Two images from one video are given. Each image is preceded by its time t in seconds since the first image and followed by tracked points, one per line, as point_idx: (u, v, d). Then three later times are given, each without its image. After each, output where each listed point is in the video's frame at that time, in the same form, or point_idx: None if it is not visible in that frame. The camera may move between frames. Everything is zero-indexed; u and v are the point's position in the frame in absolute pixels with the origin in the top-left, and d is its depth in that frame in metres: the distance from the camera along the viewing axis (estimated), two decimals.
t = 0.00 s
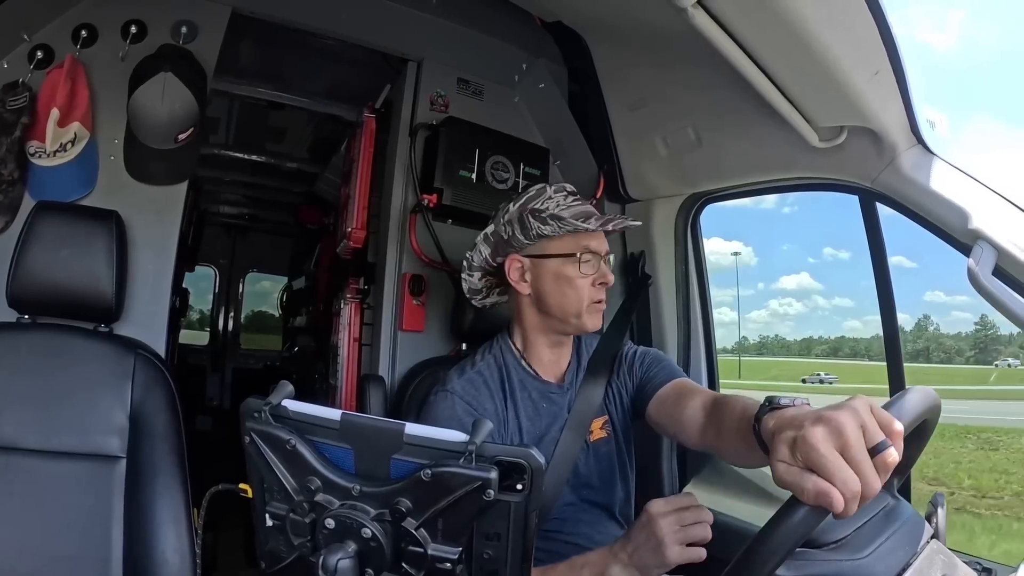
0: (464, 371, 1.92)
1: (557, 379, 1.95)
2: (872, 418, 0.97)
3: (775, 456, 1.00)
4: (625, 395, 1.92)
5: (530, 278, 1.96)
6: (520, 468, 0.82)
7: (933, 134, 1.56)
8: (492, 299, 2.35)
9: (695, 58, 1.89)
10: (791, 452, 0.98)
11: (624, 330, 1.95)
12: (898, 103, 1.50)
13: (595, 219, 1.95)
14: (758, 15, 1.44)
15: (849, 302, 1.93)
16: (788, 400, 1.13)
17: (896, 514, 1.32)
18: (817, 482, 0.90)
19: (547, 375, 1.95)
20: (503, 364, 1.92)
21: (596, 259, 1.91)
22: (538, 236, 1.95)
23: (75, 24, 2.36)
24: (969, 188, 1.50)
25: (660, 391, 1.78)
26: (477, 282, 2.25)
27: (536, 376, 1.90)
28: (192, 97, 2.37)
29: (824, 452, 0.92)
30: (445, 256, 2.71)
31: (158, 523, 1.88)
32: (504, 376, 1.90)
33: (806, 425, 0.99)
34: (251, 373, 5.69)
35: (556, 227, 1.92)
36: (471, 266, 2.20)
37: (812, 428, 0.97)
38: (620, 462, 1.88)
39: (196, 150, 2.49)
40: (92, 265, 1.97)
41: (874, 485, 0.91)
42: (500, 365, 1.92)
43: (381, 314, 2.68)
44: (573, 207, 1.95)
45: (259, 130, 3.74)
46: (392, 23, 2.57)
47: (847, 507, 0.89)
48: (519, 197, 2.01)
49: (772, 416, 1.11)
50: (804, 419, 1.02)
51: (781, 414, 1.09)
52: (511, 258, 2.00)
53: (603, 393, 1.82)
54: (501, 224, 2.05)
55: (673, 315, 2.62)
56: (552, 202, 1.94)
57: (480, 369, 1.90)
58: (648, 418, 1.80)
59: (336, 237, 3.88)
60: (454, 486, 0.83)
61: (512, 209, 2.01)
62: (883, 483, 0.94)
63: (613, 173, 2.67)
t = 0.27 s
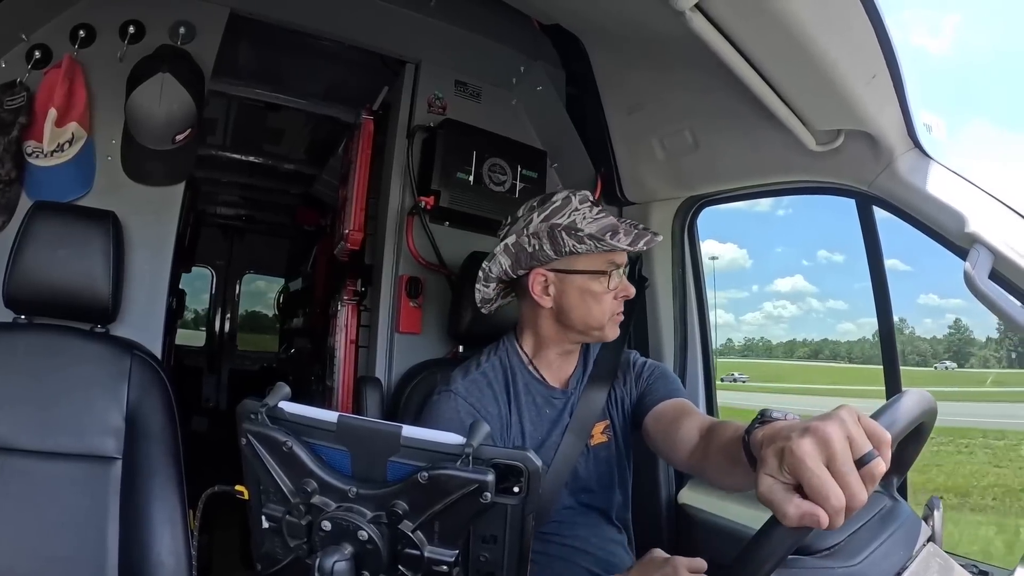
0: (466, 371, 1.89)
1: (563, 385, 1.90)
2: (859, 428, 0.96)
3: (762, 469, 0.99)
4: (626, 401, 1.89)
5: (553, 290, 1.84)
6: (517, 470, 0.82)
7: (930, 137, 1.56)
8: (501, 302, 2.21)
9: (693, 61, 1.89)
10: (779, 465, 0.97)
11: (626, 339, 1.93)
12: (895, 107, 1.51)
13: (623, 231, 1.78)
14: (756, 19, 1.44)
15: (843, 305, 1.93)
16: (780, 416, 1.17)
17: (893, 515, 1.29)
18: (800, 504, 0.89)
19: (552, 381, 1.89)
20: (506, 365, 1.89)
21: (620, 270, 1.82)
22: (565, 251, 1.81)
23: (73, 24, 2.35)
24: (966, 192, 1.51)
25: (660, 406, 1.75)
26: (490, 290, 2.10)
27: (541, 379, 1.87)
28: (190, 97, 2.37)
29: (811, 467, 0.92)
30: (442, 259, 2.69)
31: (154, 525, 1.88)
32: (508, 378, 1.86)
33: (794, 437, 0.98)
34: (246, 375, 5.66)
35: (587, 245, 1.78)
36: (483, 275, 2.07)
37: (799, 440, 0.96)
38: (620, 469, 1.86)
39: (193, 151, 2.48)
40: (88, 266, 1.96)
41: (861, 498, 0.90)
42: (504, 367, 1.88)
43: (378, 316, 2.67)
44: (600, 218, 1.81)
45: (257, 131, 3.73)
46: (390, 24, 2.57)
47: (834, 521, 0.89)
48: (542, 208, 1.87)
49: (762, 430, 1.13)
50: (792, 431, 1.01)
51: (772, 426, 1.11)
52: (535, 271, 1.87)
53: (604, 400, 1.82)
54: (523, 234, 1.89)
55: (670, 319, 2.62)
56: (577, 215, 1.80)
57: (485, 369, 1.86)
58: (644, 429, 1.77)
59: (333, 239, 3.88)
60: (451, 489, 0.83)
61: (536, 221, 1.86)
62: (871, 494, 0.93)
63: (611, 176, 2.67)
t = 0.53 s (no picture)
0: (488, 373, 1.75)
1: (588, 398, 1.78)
2: (848, 437, 0.95)
3: (755, 479, 1.02)
4: (646, 418, 1.77)
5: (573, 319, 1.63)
6: (515, 473, 0.83)
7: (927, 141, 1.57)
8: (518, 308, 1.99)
9: (692, 64, 1.89)
10: (770, 475, 0.99)
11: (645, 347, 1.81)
12: (893, 111, 1.51)
13: (647, 257, 1.54)
14: (755, 22, 1.44)
15: (836, 308, 1.96)
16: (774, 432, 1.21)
17: (892, 517, 1.22)
18: (786, 513, 0.90)
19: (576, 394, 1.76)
20: (527, 370, 1.75)
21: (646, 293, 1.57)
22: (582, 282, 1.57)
23: (72, 24, 2.35)
24: (963, 195, 1.51)
25: (677, 431, 1.65)
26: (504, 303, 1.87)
27: (562, 390, 1.73)
28: (189, 98, 2.37)
29: (795, 477, 0.92)
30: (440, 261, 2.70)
31: (150, 526, 1.87)
32: (529, 384, 1.73)
33: (782, 446, 0.98)
34: (246, 376, 5.64)
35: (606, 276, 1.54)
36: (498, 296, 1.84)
37: (787, 449, 0.96)
38: (635, 487, 1.75)
39: (192, 152, 2.48)
40: (86, 266, 1.96)
41: (850, 506, 0.90)
42: (525, 373, 1.75)
43: (376, 318, 2.67)
44: (620, 241, 1.56)
45: (256, 132, 3.73)
46: (389, 26, 2.57)
47: (823, 529, 0.89)
48: (552, 232, 1.60)
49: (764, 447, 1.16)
50: (783, 439, 1.01)
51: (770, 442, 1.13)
52: (551, 299, 1.65)
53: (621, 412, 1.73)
54: (533, 261, 1.63)
55: (669, 322, 2.63)
56: (592, 240, 1.55)
57: (506, 374, 1.73)
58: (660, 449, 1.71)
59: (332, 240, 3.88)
60: (449, 491, 0.83)
61: (546, 248, 1.60)
62: (863, 502, 0.92)
63: (609, 178, 2.67)
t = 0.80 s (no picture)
0: (494, 381, 1.71)
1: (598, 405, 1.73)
2: (845, 438, 0.95)
3: (754, 481, 1.03)
4: (654, 427, 1.76)
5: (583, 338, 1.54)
6: (513, 475, 0.82)
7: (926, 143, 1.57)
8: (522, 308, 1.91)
9: (690, 66, 1.90)
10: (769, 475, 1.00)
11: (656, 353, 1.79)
12: (891, 112, 1.52)
13: (665, 279, 1.45)
14: (754, 24, 1.44)
15: (828, 311, 1.94)
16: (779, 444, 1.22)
17: (891, 519, 1.22)
18: (783, 512, 0.90)
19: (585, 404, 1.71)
20: (535, 379, 1.72)
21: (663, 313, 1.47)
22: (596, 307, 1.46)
23: (71, 24, 2.35)
24: (961, 196, 1.51)
25: (687, 443, 1.65)
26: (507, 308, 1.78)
27: (571, 400, 1.69)
28: (188, 99, 2.38)
29: (792, 476, 0.93)
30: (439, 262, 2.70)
31: (148, 527, 1.87)
32: (537, 394, 1.69)
33: (781, 447, 0.99)
34: (244, 377, 5.68)
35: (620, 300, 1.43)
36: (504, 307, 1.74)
37: (785, 449, 0.97)
38: (641, 493, 1.76)
39: (191, 153, 2.48)
40: (84, 267, 1.96)
41: (846, 506, 0.90)
42: (532, 382, 1.71)
43: (374, 319, 2.67)
44: (635, 261, 1.45)
45: (254, 132, 3.73)
46: (388, 27, 2.57)
47: (820, 528, 0.89)
48: (562, 250, 1.48)
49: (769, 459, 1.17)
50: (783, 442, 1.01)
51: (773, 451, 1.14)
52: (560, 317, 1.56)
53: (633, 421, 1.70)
54: (541, 281, 1.52)
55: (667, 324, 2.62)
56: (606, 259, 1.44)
57: (513, 384, 1.69)
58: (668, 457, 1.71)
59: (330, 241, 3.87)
60: (447, 492, 0.83)
61: (555, 269, 1.48)
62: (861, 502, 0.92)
63: (607, 180, 2.67)
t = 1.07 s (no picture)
0: (491, 384, 1.72)
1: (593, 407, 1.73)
2: (839, 442, 0.94)
3: (750, 486, 1.04)
4: (651, 428, 1.76)
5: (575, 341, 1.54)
6: (511, 476, 0.83)
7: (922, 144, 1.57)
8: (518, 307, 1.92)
9: (688, 67, 1.90)
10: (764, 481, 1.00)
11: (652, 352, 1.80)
12: (889, 114, 1.52)
13: (658, 283, 1.44)
14: (751, 25, 1.45)
15: (819, 314, 1.95)
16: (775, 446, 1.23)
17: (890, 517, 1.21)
18: (778, 520, 0.91)
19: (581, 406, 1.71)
20: (532, 382, 1.72)
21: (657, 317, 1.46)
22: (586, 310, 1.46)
23: (68, 25, 2.35)
24: (958, 197, 1.52)
25: (684, 443, 1.65)
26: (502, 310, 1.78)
27: (569, 402, 1.68)
28: (186, 100, 2.37)
29: (785, 483, 0.92)
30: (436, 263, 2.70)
31: (145, 529, 1.86)
32: (534, 397, 1.69)
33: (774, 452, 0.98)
34: (240, 377, 5.62)
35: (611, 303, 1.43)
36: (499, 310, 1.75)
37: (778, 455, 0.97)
38: (639, 493, 1.75)
39: (188, 155, 2.48)
40: (82, 268, 1.95)
41: (841, 511, 0.90)
42: (529, 385, 1.71)
43: (371, 320, 2.67)
44: (627, 265, 1.44)
45: (252, 134, 3.72)
46: (385, 28, 2.57)
47: (815, 534, 0.90)
48: (554, 253, 1.48)
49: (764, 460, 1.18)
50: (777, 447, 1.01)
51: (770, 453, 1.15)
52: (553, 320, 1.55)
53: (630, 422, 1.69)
54: (533, 284, 1.52)
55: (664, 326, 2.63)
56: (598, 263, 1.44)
57: (510, 387, 1.69)
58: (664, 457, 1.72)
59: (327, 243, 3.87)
60: (445, 494, 0.83)
61: (546, 272, 1.49)
62: (856, 506, 0.92)
63: (605, 181, 2.67)
